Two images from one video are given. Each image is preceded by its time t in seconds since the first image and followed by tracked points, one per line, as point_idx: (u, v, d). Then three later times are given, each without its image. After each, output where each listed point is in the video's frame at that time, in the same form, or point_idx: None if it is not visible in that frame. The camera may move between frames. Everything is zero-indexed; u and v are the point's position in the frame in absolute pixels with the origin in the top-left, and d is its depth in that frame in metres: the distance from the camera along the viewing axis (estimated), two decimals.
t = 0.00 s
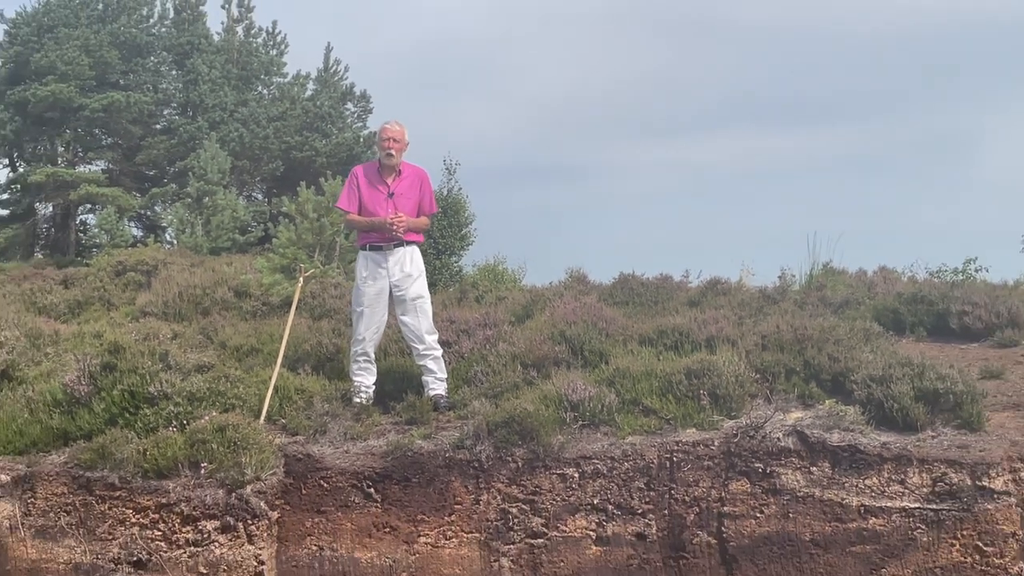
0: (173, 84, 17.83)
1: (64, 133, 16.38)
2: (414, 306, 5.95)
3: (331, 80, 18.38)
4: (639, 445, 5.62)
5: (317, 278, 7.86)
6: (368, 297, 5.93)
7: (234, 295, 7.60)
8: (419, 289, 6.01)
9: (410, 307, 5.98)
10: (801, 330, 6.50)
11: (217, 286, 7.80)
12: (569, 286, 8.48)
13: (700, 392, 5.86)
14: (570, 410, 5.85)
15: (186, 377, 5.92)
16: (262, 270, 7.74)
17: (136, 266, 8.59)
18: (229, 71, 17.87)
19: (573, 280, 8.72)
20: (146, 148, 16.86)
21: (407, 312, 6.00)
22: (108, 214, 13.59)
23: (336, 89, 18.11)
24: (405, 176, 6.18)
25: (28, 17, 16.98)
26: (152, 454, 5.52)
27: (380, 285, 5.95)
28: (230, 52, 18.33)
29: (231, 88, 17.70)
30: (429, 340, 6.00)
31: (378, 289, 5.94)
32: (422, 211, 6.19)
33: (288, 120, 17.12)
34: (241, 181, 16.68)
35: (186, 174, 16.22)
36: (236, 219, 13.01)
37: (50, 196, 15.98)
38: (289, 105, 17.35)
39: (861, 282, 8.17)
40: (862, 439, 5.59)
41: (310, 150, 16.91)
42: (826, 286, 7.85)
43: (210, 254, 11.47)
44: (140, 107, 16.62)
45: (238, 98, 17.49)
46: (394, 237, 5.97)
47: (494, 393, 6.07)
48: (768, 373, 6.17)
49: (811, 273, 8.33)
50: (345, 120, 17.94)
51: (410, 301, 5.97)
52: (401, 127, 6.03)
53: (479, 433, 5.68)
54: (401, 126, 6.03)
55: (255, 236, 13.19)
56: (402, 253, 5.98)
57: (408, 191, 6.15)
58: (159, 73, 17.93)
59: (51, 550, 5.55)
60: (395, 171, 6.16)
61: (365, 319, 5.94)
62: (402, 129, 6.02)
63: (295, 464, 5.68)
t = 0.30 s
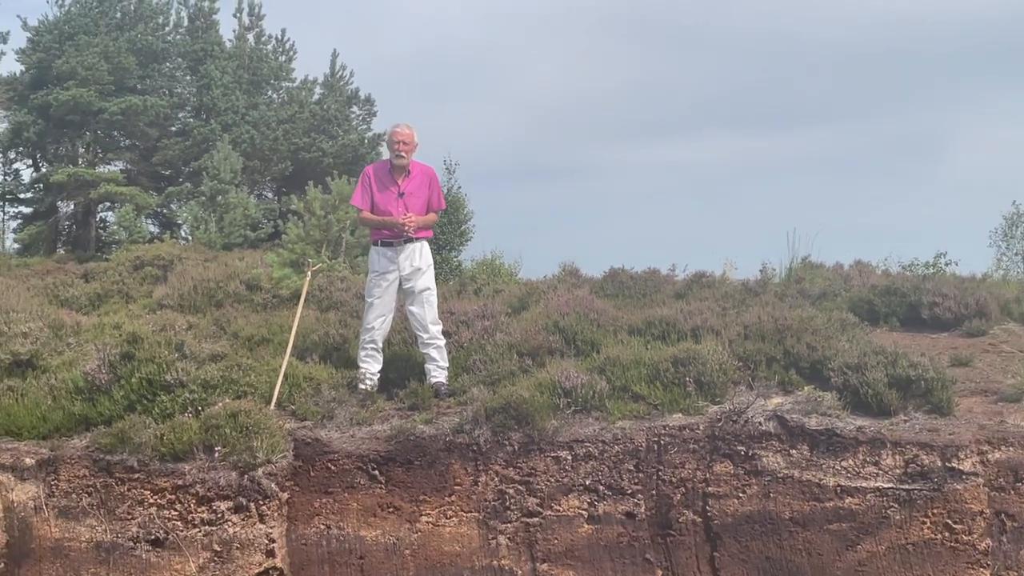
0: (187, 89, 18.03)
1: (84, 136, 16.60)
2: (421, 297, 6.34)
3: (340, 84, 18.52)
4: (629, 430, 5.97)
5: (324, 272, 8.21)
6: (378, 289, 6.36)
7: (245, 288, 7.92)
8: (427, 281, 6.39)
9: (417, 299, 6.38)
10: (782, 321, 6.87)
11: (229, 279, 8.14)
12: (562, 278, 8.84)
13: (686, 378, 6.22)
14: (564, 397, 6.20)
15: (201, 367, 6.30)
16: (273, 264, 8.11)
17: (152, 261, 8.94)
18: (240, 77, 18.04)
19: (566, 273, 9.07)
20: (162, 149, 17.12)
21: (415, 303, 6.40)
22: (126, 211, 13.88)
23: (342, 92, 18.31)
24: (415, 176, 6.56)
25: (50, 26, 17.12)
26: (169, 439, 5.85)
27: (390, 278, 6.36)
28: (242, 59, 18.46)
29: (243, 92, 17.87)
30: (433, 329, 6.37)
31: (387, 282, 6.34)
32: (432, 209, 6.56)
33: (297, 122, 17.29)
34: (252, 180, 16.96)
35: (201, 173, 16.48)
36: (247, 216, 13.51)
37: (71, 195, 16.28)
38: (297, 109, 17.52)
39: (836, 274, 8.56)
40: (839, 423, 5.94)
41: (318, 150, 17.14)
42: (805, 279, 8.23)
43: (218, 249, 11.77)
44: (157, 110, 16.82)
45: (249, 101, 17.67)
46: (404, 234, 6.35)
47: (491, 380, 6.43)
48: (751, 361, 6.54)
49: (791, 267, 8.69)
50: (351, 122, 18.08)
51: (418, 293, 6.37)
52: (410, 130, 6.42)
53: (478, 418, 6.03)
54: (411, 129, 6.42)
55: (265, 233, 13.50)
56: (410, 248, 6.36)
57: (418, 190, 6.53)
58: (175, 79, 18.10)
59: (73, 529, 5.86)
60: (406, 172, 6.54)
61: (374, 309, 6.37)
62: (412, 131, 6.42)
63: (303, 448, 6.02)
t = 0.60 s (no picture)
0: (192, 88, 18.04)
1: (91, 132, 16.80)
2: (422, 291, 6.52)
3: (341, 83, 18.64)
4: (623, 419, 6.15)
5: (325, 266, 8.39)
6: (380, 282, 6.53)
7: (248, 282, 8.08)
8: (428, 275, 6.57)
9: (418, 292, 6.56)
10: (771, 313, 7.08)
11: (233, 273, 8.30)
12: (558, 272, 9.02)
13: (678, 369, 6.41)
14: (559, 387, 6.38)
15: (205, 358, 6.47)
16: (275, 258, 8.29)
17: (158, 255, 9.09)
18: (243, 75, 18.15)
19: (562, 267, 9.25)
20: (168, 146, 17.24)
21: (416, 295, 6.58)
22: (132, 207, 14.05)
23: (342, 91, 18.45)
24: (417, 173, 6.75)
25: (57, 26, 17.38)
26: (175, 428, 6.03)
27: (391, 271, 6.53)
28: (245, 58, 18.61)
29: (246, 91, 17.98)
30: (433, 322, 6.57)
31: (389, 275, 6.52)
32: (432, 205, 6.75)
33: (298, 120, 17.41)
34: (255, 177, 17.07)
35: (206, 169, 16.68)
36: (251, 212, 13.46)
37: (79, 191, 16.45)
38: (298, 106, 17.68)
39: (824, 267, 8.76)
40: (826, 412, 6.12)
41: (319, 148, 17.26)
42: (794, 272, 8.44)
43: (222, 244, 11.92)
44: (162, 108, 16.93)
45: (251, 99, 17.85)
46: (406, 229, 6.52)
47: (488, 370, 6.62)
48: (741, 352, 6.73)
49: (780, 260, 8.89)
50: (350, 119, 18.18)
51: (419, 287, 6.55)
52: (413, 128, 6.60)
53: (475, 408, 6.21)
54: (413, 127, 6.60)
55: (268, 228, 13.57)
56: (411, 243, 6.55)
57: (419, 186, 6.72)
58: (179, 77, 18.12)
59: (82, 516, 6.02)
60: (407, 169, 6.72)
61: (376, 302, 6.54)
62: (415, 130, 6.59)
63: (305, 437, 6.19)
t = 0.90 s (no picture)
0: (194, 84, 18.20)
1: (94, 129, 16.81)
2: (417, 284, 6.69)
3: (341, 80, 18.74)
4: (617, 409, 6.29)
5: (326, 260, 8.51)
6: (376, 275, 6.67)
7: (250, 275, 8.21)
8: (422, 268, 6.74)
9: (413, 285, 6.73)
10: (763, 305, 7.24)
11: (235, 266, 8.41)
12: (554, 265, 9.16)
13: (671, 360, 6.55)
14: (556, 377, 6.52)
15: (208, 350, 6.60)
16: (277, 252, 8.42)
17: (161, 248, 9.20)
18: (245, 72, 18.21)
19: (558, 260, 9.37)
20: (171, 142, 17.36)
21: (411, 289, 6.74)
22: (136, 202, 14.13)
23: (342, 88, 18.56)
24: (412, 167, 6.93)
25: (62, 23, 17.28)
26: (178, 419, 6.15)
27: (387, 265, 6.70)
28: (247, 55, 18.76)
29: (247, 87, 18.06)
30: (429, 314, 6.74)
31: (384, 269, 6.69)
32: (426, 199, 6.93)
33: (299, 116, 17.47)
34: (257, 172, 17.16)
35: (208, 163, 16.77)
36: (252, 206, 13.63)
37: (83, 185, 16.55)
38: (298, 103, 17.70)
39: (815, 260, 8.90)
40: (817, 402, 6.25)
41: (320, 143, 17.31)
42: (785, 265, 8.59)
43: (223, 238, 12.01)
44: (165, 104, 17.05)
45: (252, 96, 17.91)
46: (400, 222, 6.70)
47: (486, 362, 6.76)
48: (733, 343, 6.88)
49: (771, 253, 9.04)
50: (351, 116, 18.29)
51: (414, 280, 6.72)
52: (409, 124, 6.77)
53: (473, 398, 6.33)
54: (409, 123, 6.77)
55: (269, 223, 13.69)
56: (406, 237, 6.72)
57: (414, 180, 6.90)
58: (182, 74, 18.28)
59: (87, 505, 6.15)
60: (403, 163, 6.90)
61: (372, 295, 6.69)
62: (410, 125, 6.77)
63: (306, 427, 6.31)
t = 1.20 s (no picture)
0: (200, 84, 18.35)
1: (104, 127, 17.28)
2: (412, 278, 6.90)
3: (342, 79, 18.92)
4: (612, 399, 6.50)
5: (328, 254, 8.71)
6: (372, 270, 6.88)
7: (255, 269, 8.41)
8: (417, 263, 6.96)
9: (408, 279, 6.93)
10: (753, 298, 7.46)
11: (240, 260, 8.60)
12: (551, 259, 9.36)
13: (664, 351, 6.76)
14: (552, 368, 6.73)
15: (214, 342, 6.79)
16: (281, 246, 8.63)
17: (168, 243, 9.39)
18: (249, 72, 18.29)
19: (555, 254, 9.58)
20: (177, 139, 17.65)
21: (407, 283, 6.95)
22: (143, 198, 14.32)
23: (343, 87, 18.75)
24: (406, 165, 7.20)
25: (72, 24, 17.70)
26: (185, 409, 6.35)
27: (382, 260, 6.91)
28: (252, 55, 18.85)
29: (252, 87, 18.13)
30: (425, 307, 6.96)
31: (380, 263, 6.90)
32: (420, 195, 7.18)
33: (302, 114, 17.62)
34: (260, 168, 17.25)
35: (213, 161, 16.99)
36: (256, 202, 13.83)
37: (93, 181, 16.84)
38: (301, 102, 17.90)
39: (804, 254, 9.11)
40: (805, 391, 6.45)
41: (322, 141, 17.49)
42: (775, 259, 8.82)
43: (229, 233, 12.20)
44: (172, 104, 17.34)
45: (256, 96, 17.93)
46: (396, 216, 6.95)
47: (484, 353, 6.96)
48: (724, 335, 7.10)
49: (761, 248, 9.26)
50: (353, 114, 18.49)
51: (408, 274, 6.92)
52: (402, 124, 7.08)
53: (471, 389, 6.54)
54: (403, 122, 7.08)
55: (273, 219, 13.91)
56: (401, 232, 6.94)
57: (409, 177, 7.16)
58: (188, 74, 18.46)
59: (97, 493, 6.34)
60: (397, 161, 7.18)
61: (369, 289, 6.90)
62: (404, 125, 7.07)
63: (310, 416, 6.51)
